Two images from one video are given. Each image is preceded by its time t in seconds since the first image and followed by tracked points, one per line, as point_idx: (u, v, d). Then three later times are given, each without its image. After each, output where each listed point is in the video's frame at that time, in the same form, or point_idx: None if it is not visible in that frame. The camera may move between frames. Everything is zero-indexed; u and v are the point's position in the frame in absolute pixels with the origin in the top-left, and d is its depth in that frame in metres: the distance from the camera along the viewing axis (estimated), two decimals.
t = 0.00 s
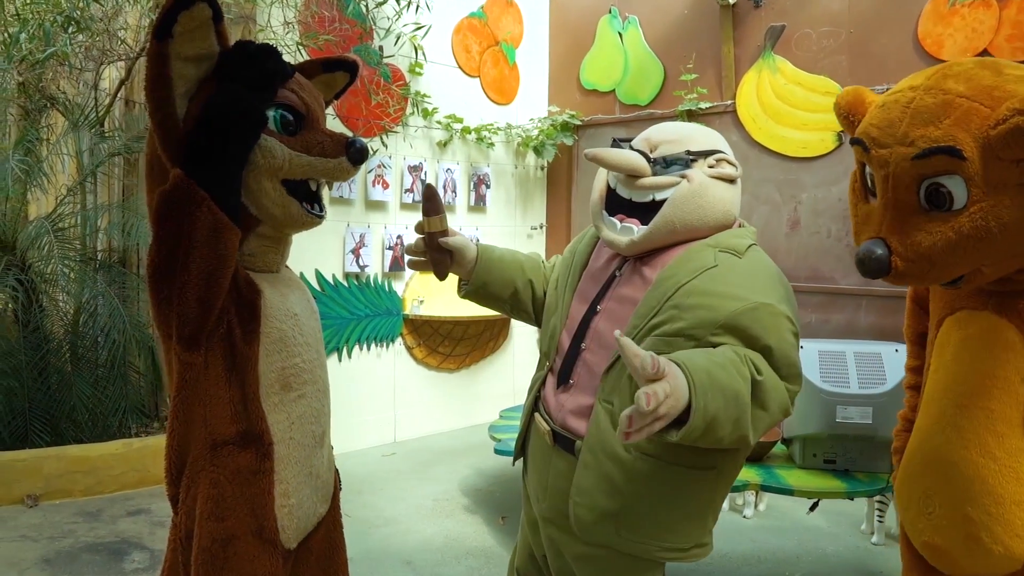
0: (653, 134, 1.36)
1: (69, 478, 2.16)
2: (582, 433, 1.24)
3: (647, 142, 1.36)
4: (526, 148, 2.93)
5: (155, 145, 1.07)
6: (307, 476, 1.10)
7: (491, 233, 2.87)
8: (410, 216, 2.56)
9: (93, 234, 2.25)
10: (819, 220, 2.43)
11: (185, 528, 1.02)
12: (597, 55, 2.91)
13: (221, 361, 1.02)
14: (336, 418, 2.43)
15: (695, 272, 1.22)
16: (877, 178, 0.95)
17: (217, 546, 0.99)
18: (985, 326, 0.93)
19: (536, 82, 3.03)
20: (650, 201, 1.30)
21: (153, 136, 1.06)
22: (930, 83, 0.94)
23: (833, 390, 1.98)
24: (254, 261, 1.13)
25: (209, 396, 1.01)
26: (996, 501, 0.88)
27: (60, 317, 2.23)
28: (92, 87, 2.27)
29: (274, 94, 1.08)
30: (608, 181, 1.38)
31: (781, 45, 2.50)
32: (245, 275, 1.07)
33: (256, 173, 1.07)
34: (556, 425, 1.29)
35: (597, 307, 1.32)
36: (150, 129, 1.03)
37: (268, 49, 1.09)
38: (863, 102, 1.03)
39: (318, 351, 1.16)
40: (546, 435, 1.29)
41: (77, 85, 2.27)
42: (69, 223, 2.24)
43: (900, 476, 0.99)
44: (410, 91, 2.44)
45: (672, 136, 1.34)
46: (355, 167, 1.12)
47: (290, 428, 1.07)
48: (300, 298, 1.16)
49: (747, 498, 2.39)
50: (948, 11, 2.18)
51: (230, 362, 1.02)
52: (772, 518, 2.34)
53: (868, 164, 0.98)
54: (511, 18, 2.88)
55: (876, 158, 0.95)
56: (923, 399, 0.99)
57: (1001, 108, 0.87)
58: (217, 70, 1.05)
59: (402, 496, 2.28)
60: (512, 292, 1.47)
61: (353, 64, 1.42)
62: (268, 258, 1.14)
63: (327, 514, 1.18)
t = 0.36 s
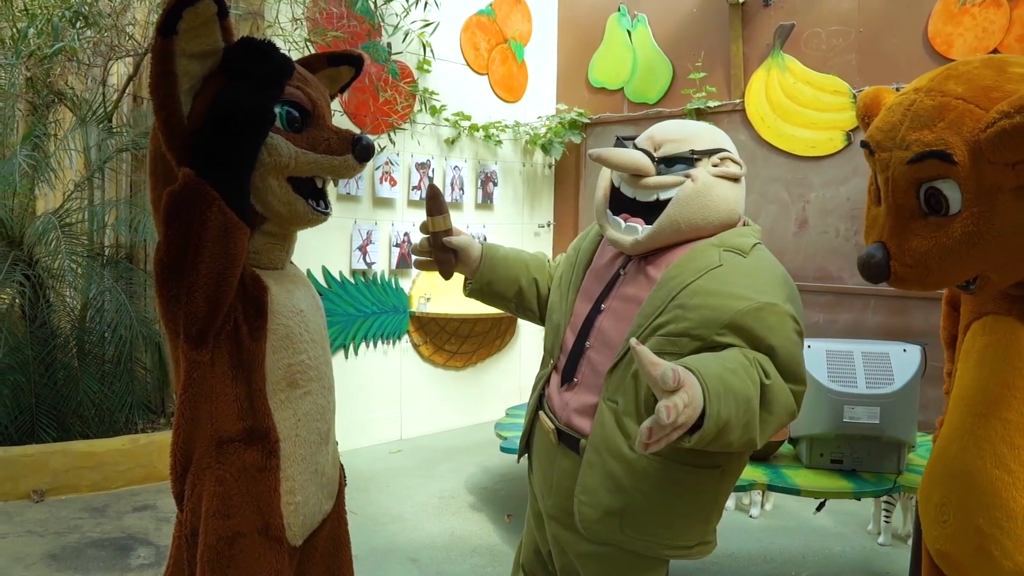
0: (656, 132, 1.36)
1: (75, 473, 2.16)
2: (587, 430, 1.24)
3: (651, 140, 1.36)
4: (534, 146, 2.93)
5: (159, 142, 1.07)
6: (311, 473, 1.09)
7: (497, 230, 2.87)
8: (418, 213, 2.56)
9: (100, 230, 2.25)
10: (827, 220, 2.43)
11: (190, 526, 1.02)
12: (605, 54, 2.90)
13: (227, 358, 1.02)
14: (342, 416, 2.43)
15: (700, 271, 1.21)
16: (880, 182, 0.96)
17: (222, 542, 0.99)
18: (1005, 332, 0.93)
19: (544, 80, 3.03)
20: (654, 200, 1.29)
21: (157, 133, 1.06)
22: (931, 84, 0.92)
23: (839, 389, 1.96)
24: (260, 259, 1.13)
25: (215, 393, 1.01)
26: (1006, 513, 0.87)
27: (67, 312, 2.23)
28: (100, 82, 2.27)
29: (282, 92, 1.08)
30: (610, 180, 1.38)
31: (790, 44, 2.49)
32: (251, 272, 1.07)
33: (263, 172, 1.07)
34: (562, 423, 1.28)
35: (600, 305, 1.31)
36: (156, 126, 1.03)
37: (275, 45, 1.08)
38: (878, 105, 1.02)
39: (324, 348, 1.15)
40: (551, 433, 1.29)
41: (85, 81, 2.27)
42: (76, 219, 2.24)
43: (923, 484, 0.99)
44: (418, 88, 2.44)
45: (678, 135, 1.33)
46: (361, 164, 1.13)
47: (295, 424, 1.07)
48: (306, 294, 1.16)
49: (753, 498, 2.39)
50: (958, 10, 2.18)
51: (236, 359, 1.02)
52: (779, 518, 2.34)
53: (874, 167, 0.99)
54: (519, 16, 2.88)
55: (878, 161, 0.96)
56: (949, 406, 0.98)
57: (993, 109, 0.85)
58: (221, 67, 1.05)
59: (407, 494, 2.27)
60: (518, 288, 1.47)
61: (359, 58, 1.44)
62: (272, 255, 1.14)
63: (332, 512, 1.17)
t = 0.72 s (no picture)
0: (667, 130, 1.36)
1: (80, 474, 2.16)
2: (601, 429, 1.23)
3: (662, 137, 1.36)
4: (539, 146, 2.93)
5: (163, 144, 1.07)
6: (318, 474, 1.09)
7: (502, 231, 2.87)
8: (424, 213, 2.56)
9: (106, 230, 2.25)
10: (833, 219, 2.42)
11: (195, 528, 1.01)
12: (611, 54, 2.90)
13: (232, 360, 1.02)
14: (346, 417, 2.42)
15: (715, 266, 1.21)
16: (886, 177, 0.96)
17: (229, 544, 0.98)
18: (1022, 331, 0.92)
19: (549, 80, 3.03)
20: (668, 195, 1.29)
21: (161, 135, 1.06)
22: (936, 80, 0.91)
23: (846, 389, 1.95)
24: (266, 262, 1.13)
25: (220, 395, 1.01)
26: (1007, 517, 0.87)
27: (72, 313, 2.22)
28: (106, 83, 2.26)
29: (286, 93, 1.07)
30: (619, 176, 1.37)
31: (796, 43, 2.49)
32: (256, 274, 1.07)
33: (268, 174, 1.07)
34: (572, 422, 1.27)
35: (609, 304, 1.30)
36: (160, 128, 1.03)
37: (279, 44, 1.07)
38: (894, 99, 1.02)
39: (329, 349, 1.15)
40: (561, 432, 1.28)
41: (90, 81, 2.27)
42: (81, 219, 2.24)
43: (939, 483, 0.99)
44: (423, 88, 2.44)
45: (690, 131, 1.33)
46: (365, 165, 1.13)
47: (301, 426, 1.07)
48: (311, 296, 1.16)
49: (759, 498, 2.38)
50: (964, 9, 2.18)
51: (241, 361, 1.02)
52: (785, 518, 2.33)
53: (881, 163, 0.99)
54: (524, 16, 2.88)
55: (883, 157, 0.96)
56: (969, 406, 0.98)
57: (992, 104, 0.83)
58: (225, 68, 1.04)
59: (412, 494, 2.27)
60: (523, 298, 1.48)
61: (362, 59, 1.46)
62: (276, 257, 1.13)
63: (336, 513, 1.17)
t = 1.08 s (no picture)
0: (685, 119, 1.50)
1: (84, 476, 2.16)
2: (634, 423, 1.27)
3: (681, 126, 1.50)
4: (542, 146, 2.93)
5: (165, 145, 1.06)
6: (322, 475, 1.09)
7: (505, 231, 2.86)
8: (427, 213, 2.56)
9: (109, 232, 2.25)
10: (837, 217, 2.42)
11: (198, 532, 1.01)
12: (613, 52, 2.89)
13: (235, 363, 1.01)
14: (349, 417, 2.42)
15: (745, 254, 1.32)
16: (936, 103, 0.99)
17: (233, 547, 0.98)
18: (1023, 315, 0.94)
19: (551, 80, 3.02)
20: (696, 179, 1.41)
21: (163, 136, 1.05)
22: (1020, 24, 0.94)
23: (851, 387, 1.95)
24: (267, 262, 1.13)
25: (224, 398, 1.00)
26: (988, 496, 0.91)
27: (76, 315, 2.22)
28: (109, 84, 2.26)
29: (287, 93, 1.07)
30: (638, 159, 1.46)
31: (798, 41, 2.48)
32: (258, 276, 1.07)
33: (272, 175, 1.07)
34: (595, 418, 1.30)
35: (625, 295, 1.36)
36: (162, 129, 1.02)
37: (278, 41, 1.07)
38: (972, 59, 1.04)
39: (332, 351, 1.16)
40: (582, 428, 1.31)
41: (93, 82, 2.26)
42: (85, 221, 2.24)
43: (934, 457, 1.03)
44: (426, 88, 2.44)
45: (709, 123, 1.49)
46: (368, 166, 1.13)
47: (305, 428, 1.07)
48: (314, 296, 1.16)
49: (764, 497, 2.37)
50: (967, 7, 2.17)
51: (244, 363, 1.02)
52: (789, 517, 2.33)
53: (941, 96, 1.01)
54: (526, 16, 2.88)
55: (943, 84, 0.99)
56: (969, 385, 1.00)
57: None
58: (227, 69, 1.04)
59: (415, 495, 2.26)
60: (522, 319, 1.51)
61: (364, 58, 1.46)
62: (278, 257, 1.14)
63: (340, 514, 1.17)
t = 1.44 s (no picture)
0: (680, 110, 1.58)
1: (75, 476, 2.15)
2: (644, 426, 1.40)
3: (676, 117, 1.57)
4: (537, 145, 2.92)
5: (158, 142, 1.06)
6: (314, 474, 1.09)
7: (501, 231, 2.86)
8: (422, 212, 2.55)
9: (103, 230, 2.24)
10: (831, 218, 2.42)
11: (189, 531, 1.01)
12: (609, 52, 2.89)
13: (228, 362, 1.01)
14: (343, 416, 2.42)
15: (749, 256, 1.45)
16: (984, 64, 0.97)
17: (225, 546, 0.98)
18: (1015, 311, 0.94)
19: (547, 79, 3.02)
20: (693, 173, 1.50)
21: (156, 134, 1.05)
22: None
23: (844, 388, 1.95)
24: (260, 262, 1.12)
25: (217, 398, 1.00)
26: (966, 490, 0.92)
27: (69, 313, 2.21)
28: (103, 82, 2.25)
29: (282, 91, 1.06)
30: (633, 151, 1.54)
31: (794, 42, 2.48)
32: (252, 276, 1.06)
33: (265, 174, 1.07)
34: (603, 421, 1.42)
35: (623, 297, 1.47)
36: (155, 126, 1.02)
37: (272, 36, 1.07)
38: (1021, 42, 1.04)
39: (325, 350, 1.15)
40: (593, 432, 1.41)
41: (87, 80, 2.25)
42: (78, 219, 2.23)
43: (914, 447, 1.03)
44: (421, 87, 2.44)
45: (703, 115, 1.57)
46: (362, 166, 1.13)
47: (297, 427, 1.06)
48: (306, 292, 1.16)
49: (758, 497, 2.37)
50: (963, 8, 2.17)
51: (237, 363, 1.02)
52: (783, 517, 2.33)
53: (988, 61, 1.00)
54: (522, 15, 2.87)
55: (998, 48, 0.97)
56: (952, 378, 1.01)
57: None
58: (222, 67, 1.04)
59: (409, 495, 2.26)
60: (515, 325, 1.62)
61: (357, 56, 1.46)
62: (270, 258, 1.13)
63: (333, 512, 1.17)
